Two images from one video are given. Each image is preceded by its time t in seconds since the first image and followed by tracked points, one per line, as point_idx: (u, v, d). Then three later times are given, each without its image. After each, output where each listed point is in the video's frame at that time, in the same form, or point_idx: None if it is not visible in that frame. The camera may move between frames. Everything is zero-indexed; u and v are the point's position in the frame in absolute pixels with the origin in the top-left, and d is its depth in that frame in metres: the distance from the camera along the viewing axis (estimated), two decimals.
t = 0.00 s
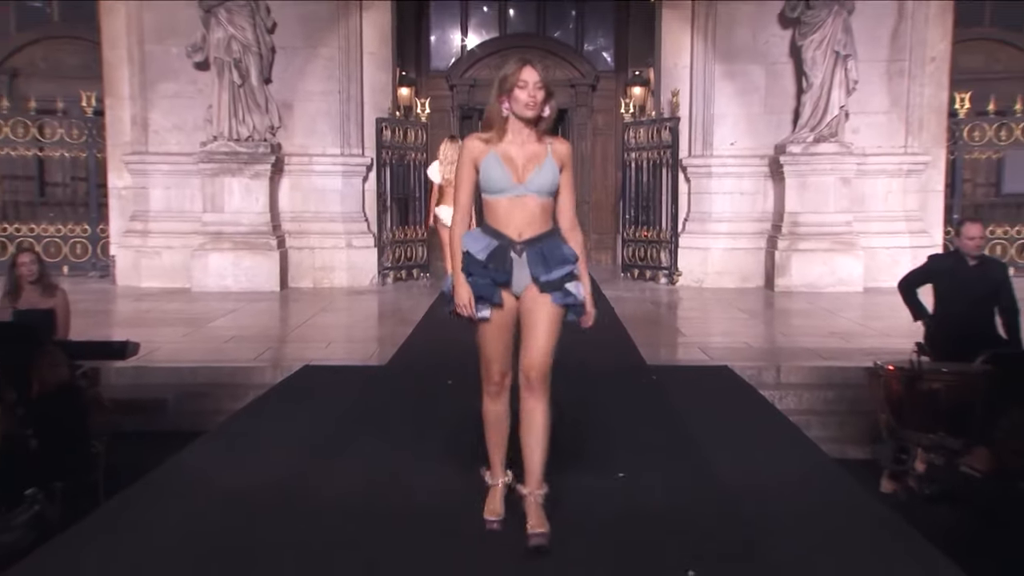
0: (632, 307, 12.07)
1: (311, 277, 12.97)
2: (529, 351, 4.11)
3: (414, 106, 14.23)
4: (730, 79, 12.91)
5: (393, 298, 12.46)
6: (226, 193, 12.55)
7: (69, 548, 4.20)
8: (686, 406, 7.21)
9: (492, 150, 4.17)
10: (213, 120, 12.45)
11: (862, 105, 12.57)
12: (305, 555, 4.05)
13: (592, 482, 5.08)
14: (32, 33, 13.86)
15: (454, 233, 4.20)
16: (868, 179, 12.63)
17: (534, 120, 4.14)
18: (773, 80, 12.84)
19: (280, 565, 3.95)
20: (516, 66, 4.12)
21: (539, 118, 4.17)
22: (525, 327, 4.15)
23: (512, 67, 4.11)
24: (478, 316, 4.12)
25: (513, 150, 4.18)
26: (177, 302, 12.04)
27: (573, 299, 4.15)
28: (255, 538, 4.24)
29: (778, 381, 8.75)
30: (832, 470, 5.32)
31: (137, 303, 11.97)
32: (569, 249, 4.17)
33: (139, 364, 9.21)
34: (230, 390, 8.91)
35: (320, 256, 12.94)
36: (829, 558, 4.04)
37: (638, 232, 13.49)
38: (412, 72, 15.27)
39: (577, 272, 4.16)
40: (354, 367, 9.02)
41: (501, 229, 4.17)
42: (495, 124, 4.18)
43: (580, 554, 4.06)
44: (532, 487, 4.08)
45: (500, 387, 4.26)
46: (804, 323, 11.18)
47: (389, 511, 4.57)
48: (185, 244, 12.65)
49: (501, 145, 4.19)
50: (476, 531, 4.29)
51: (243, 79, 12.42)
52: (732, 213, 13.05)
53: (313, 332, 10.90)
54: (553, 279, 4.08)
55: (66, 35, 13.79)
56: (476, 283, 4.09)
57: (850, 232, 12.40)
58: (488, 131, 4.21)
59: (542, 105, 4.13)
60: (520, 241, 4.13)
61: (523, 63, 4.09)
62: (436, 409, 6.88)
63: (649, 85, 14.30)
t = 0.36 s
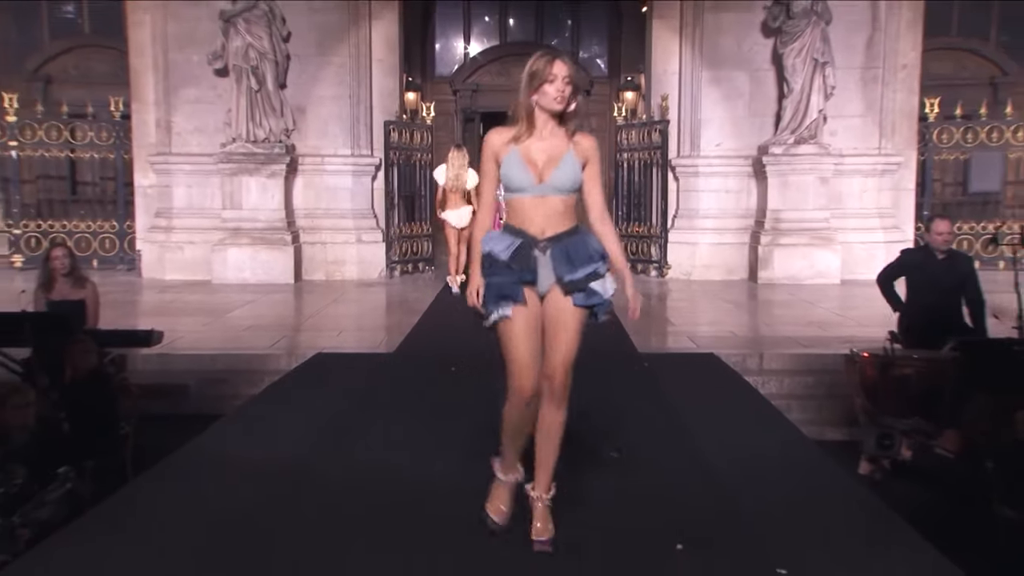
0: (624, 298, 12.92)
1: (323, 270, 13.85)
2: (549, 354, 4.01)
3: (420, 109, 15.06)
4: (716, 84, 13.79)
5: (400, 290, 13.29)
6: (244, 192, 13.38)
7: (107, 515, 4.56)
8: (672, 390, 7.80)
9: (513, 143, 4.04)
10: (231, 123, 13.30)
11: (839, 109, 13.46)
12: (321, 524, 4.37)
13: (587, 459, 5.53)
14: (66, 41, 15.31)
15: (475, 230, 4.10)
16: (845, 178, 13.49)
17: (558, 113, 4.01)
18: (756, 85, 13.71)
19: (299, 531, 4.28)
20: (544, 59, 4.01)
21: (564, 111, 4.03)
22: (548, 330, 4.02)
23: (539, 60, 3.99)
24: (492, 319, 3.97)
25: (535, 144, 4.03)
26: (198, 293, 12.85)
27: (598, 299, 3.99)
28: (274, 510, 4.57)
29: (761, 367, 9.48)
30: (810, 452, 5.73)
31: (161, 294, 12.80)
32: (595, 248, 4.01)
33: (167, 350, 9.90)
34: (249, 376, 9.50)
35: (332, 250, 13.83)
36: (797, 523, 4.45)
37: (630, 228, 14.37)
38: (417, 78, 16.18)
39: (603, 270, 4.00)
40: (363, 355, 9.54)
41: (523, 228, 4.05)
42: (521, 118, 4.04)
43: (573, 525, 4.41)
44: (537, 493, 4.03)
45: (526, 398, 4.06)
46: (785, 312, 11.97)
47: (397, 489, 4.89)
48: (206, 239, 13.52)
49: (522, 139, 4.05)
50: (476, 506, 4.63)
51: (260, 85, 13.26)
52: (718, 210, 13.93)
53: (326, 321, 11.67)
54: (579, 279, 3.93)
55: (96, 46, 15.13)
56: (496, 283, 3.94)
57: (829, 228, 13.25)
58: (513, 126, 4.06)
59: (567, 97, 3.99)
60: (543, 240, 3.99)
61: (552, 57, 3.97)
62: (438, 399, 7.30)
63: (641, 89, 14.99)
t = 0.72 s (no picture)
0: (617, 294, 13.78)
1: (335, 268, 14.79)
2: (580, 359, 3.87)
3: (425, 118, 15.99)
4: (703, 94, 14.77)
5: (406, 288, 14.12)
6: (260, 195, 14.29)
7: (134, 495, 4.89)
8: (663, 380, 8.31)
9: (544, 159, 3.80)
10: (249, 131, 14.23)
11: (817, 118, 14.44)
12: (331, 505, 4.72)
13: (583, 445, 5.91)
14: (97, 56, 16.92)
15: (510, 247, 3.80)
16: (824, 182, 14.43)
17: (590, 127, 3.82)
18: (740, 95, 14.66)
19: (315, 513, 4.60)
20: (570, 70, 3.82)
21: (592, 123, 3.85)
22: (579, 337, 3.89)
23: (566, 72, 3.80)
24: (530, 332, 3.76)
25: (568, 158, 3.81)
26: (217, 290, 13.69)
27: (628, 323, 3.95)
28: (289, 492, 4.93)
29: (745, 359, 10.03)
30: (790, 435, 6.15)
31: (183, 291, 13.66)
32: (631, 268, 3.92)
33: (189, 343, 10.56)
34: (265, 366, 10.23)
35: (342, 250, 14.76)
36: (779, 497, 4.87)
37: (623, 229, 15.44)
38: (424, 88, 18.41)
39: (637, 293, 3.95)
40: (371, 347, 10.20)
41: (565, 242, 3.81)
42: (548, 132, 3.82)
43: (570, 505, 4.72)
44: (566, 520, 3.76)
45: (570, 416, 3.81)
46: (768, 308, 12.75)
47: (403, 474, 5.23)
48: (225, 239, 14.47)
49: (553, 154, 3.83)
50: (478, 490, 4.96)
51: (276, 95, 14.15)
52: (705, 212, 14.88)
53: (338, 316, 12.33)
54: (621, 301, 3.86)
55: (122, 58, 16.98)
56: (539, 293, 3.72)
57: (808, 229, 14.13)
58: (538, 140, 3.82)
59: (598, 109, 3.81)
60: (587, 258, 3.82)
61: (582, 68, 3.78)
62: (439, 387, 7.77)
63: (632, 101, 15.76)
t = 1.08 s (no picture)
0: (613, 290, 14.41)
1: (343, 267, 15.51)
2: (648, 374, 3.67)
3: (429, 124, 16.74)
4: (694, 101, 15.49)
5: (411, 286, 14.76)
6: (272, 198, 15.05)
7: (156, 488, 5.31)
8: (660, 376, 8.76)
9: (608, 150, 3.69)
10: (263, 136, 14.98)
11: (801, 125, 15.26)
12: (339, 499, 5.11)
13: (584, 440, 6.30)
14: (118, 67, 20.20)
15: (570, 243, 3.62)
16: (809, 186, 15.16)
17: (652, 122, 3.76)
18: (729, 102, 15.43)
19: (323, 505, 5.01)
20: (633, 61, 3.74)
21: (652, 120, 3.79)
22: (645, 353, 3.69)
23: (630, 63, 3.71)
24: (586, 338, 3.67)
25: (629, 153, 3.74)
26: (231, 288, 14.36)
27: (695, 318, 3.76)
28: (299, 487, 5.31)
29: (733, 354, 10.59)
30: (777, 433, 6.55)
31: (199, 289, 14.32)
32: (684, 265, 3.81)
33: (204, 339, 11.12)
34: (277, 361, 10.76)
35: (350, 250, 15.51)
36: (766, 492, 5.28)
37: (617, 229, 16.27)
38: (429, 96, 20.01)
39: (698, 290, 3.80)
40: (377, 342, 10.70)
41: (618, 242, 3.72)
42: (610, 122, 3.71)
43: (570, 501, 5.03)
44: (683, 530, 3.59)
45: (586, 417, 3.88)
46: (757, 304, 13.34)
47: (408, 470, 5.63)
48: (239, 240, 15.22)
49: (614, 145, 3.72)
50: (479, 486, 5.29)
51: (288, 103, 14.90)
52: (696, 214, 15.62)
53: (346, 313, 12.79)
54: (684, 294, 3.70)
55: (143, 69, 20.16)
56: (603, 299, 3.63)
57: (793, 230, 14.91)
58: (599, 132, 3.71)
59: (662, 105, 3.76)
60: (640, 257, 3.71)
61: (646, 59, 3.72)
62: (447, 386, 8.25)
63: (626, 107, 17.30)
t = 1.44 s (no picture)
0: (610, 288, 14.89)
1: (348, 266, 16.04)
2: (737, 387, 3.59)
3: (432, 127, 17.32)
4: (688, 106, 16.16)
5: (414, 285, 15.26)
6: (280, 199, 15.54)
7: (176, 480, 5.74)
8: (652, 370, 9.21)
9: (705, 140, 3.63)
10: (271, 139, 15.44)
11: (792, 128, 15.79)
12: (349, 490, 5.52)
13: (579, 435, 6.73)
14: (132, 72, 20.99)
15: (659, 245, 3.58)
16: (798, 187, 15.81)
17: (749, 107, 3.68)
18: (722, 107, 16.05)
19: (334, 496, 5.42)
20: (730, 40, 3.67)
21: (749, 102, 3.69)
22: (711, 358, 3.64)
23: (733, 43, 3.60)
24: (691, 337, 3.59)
25: (726, 141, 3.66)
26: (239, 286, 14.82)
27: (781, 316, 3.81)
28: (311, 479, 5.72)
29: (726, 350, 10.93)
30: (764, 429, 6.94)
31: (208, 287, 14.78)
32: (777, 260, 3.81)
33: (216, 337, 11.61)
34: (284, 358, 11.15)
35: (355, 249, 16.00)
36: (751, 484, 5.69)
37: (614, 229, 16.85)
38: (431, 99, 20.58)
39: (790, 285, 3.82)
40: (381, 339, 11.08)
41: (723, 231, 3.67)
42: (708, 109, 3.63)
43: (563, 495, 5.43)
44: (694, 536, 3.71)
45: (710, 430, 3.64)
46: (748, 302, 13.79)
47: (413, 464, 6.03)
48: (248, 239, 15.74)
49: (711, 134, 3.65)
50: (479, 480, 5.70)
51: (295, 107, 15.37)
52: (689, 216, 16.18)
53: (351, 311, 13.22)
54: (782, 292, 3.73)
55: (156, 74, 20.89)
56: (708, 300, 3.58)
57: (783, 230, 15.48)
58: (696, 119, 3.65)
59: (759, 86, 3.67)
60: (742, 250, 3.68)
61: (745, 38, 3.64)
62: (451, 383, 8.70)
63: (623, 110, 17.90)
